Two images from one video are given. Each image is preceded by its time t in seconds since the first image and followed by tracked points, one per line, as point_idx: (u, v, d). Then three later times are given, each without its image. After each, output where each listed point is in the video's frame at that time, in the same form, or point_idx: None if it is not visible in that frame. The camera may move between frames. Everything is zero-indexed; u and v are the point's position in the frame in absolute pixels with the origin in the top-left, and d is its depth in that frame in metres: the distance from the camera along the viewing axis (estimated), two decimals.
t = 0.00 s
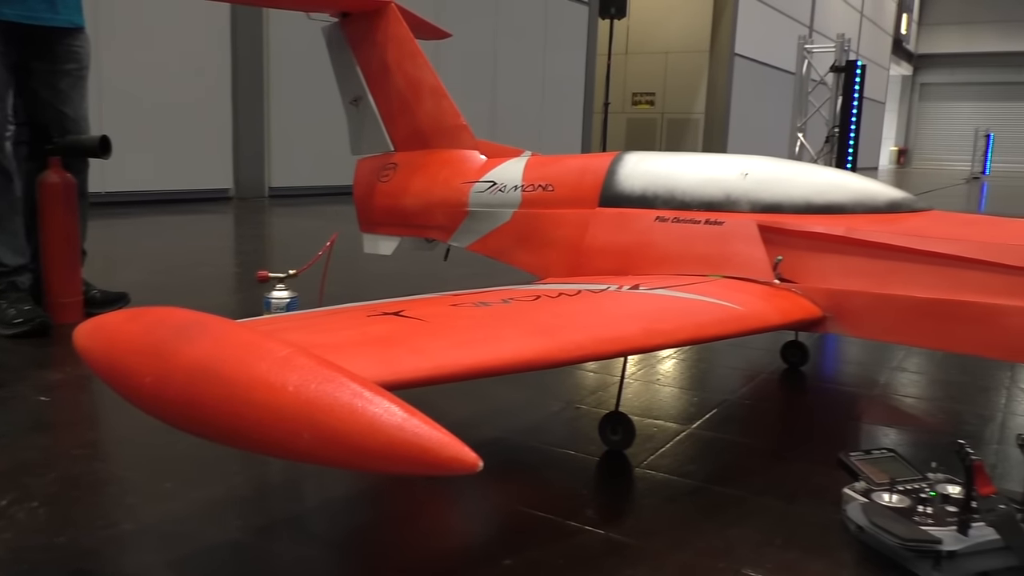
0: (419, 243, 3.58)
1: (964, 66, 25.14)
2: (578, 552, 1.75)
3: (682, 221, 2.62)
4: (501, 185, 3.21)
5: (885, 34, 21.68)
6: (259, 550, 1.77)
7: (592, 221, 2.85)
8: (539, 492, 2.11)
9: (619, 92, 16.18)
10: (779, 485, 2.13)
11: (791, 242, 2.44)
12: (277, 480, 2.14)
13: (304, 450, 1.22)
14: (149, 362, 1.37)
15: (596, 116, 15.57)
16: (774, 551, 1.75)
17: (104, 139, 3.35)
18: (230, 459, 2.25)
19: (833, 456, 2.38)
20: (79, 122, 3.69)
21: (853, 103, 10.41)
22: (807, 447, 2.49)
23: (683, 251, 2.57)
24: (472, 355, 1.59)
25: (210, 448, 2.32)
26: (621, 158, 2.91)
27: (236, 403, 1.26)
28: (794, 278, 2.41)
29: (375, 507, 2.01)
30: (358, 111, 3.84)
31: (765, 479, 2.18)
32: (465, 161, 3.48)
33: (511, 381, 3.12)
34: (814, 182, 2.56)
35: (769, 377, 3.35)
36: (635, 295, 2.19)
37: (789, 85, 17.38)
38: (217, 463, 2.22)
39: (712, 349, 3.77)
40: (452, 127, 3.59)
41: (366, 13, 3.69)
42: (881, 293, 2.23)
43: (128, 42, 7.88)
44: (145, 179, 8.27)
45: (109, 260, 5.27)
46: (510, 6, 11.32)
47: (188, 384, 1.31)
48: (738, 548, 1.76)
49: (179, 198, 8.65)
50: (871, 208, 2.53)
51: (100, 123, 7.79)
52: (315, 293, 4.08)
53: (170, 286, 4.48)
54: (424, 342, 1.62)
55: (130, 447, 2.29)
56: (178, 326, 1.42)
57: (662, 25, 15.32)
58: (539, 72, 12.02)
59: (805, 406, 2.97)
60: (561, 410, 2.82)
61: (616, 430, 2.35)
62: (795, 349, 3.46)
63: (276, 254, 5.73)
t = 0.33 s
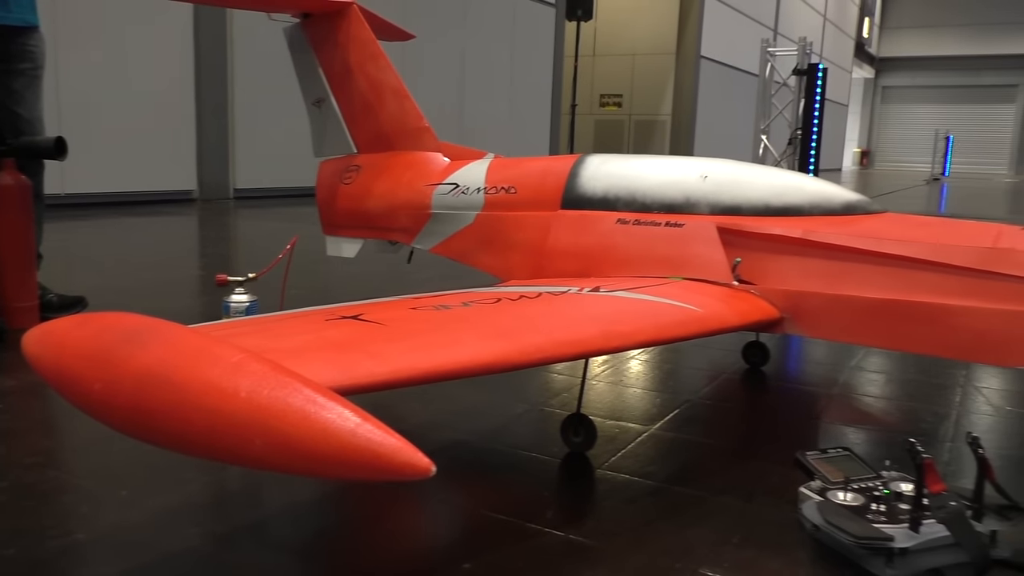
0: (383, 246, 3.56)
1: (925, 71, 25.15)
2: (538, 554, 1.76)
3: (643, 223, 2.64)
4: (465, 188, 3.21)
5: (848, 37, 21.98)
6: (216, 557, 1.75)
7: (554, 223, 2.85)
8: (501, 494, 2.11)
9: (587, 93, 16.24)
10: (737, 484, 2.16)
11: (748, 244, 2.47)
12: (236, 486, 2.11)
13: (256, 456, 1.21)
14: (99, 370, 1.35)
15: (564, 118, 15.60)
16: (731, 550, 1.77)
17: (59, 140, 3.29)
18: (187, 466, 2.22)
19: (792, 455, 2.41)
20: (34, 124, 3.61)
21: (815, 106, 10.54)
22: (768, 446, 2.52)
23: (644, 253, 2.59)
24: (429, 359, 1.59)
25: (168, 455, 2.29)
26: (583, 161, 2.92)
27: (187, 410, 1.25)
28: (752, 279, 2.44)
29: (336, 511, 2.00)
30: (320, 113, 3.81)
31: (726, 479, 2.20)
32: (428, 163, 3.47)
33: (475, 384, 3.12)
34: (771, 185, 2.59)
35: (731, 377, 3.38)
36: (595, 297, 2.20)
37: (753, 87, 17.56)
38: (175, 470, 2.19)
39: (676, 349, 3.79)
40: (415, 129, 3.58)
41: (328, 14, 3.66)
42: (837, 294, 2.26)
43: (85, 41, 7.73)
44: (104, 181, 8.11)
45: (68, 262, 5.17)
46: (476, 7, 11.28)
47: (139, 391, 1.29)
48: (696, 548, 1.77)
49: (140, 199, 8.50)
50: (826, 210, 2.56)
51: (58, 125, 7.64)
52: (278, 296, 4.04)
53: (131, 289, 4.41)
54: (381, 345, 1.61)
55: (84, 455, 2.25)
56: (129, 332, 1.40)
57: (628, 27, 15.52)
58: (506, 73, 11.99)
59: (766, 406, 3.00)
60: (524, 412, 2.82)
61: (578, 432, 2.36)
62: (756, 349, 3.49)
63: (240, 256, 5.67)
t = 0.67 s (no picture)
0: (342, 246, 3.54)
1: (881, 72, 25.17)
2: (494, 553, 1.76)
3: (600, 223, 2.66)
4: (423, 188, 3.20)
5: (808, 39, 22.22)
6: (165, 562, 1.72)
7: (513, 223, 2.86)
8: (458, 493, 2.12)
9: (552, 93, 16.29)
10: (692, 481, 2.18)
11: (703, 243, 2.49)
12: (189, 488, 2.09)
13: (202, 458, 1.19)
14: (41, 372, 1.32)
15: (529, 118, 15.65)
16: (685, 545, 1.79)
17: (6, 139, 3.22)
18: (139, 469, 2.19)
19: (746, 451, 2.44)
20: None
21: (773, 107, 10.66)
22: (724, 443, 2.55)
23: (602, 252, 2.61)
24: (381, 359, 1.58)
25: (119, 458, 2.25)
26: (542, 161, 2.93)
27: (132, 412, 1.23)
28: (707, 278, 2.46)
29: (292, 513, 1.98)
30: (278, 112, 3.77)
31: (681, 475, 2.22)
32: (387, 163, 3.45)
33: (435, 384, 3.11)
34: (727, 184, 2.61)
35: (689, 375, 3.42)
36: (551, 296, 2.21)
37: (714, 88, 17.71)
38: (126, 474, 2.15)
39: (636, 347, 3.82)
40: (374, 129, 3.55)
41: (285, 13, 3.63)
42: (789, 292, 2.29)
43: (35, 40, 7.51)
44: (56, 182, 7.92)
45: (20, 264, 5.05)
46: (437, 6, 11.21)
47: (83, 394, 1.27)
48: (649, 544, 1.79)
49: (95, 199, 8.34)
50: (779, 210, 2.59)
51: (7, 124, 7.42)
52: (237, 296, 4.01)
53: (86, 291, 4.33)
54: (334, 346, 1.60)
55: (32, 459, 2.20)
56: (73, 333, 1.37)
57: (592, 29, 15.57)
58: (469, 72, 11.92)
59: (724, 404, 3.04)
60: (484, 411, 2.82)
61: (535, 431, 2.37)
62: (713, 347, 3.54)
63: (199, 256, 5.58)
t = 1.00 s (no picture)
0: (298, 247, 3.51)
1: (839, 75, 25.25)
2: (446, 553, 1.76)
3: (555, 224, 2.67)
4: (380, 189, 3.19)
5: (769, 42, 22.20)
6: (112, 568, 1.69)
7: (469, 224, 2.86)
8: (413, 494, 2.11)
9: (514, 93, 15.43)
10: (645, 479, 2.20)
11: (656, 243, 2.51)
12: (138, 494, 2.05)
13: (142, 463, 1.18)
14: None
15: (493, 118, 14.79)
16: (636, 543, 1.81)
17: None
18: (86, 476, 2.14)
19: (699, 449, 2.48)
20: None
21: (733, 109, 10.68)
22: (678, 442, 2.58)
23: (557, 253, 2.63)
24: (331, 361, 1.57)
25: (64, 465, 2.19)
26: (498, 162, 2.93)
27: (70, 416, 1.20)
28: (660, 278, 2.48)
29: (245, 518, 1.95)
30: (233, 112, 3.72)
31: (634, 474, 2.25)
32: (344, 163, 3.43)
33: (391, 386, 3.10)
34: (679, 185, 2.63)
35: (646, 374, 3.46)
36: (505, 297, 2.21)
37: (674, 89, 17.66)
38: (72, 481, 2.10)
39: (595, 348, 3.85)
40: (330, 129, 3.53)
41: (239, 11, 3.59)
42: (739, 292, 2.32)
43: None
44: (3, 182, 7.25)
45: None
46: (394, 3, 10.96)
47: (20, 398, 1.24)
48: (601, 542, 1.81)
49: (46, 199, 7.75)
50: (729, 210, 2.60)
51: None
52: (190, 298, 3.92)
53: (31, 296, 4.17)
54: (282, 348, 1.59)
55: None
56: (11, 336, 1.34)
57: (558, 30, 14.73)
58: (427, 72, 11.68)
59: (681, 403, 3.07)
60: (441, 412, 2.81)
61: (490, 431, 2.37)
62: (669, 346, 3.58)
63: (147, 259, 5.42)
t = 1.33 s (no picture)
0: (250, 246, 3.47)
1: (799, 77, 25.26)
2: (393, 551, 1.77)
3: (508, 223, 2.68)
4: (333, 187, 3.17)
5: (729, 44, 22.18)
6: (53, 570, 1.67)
7: (423, 223, 2.86)
8: (363, 493, 2.11)
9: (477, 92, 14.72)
10: (595, 475, 2.23)
11: (607, 242, 2.53)
12: (81, 496, 2.01)
13: (75, 462, 1.17)
14: None
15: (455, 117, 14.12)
16: (582, 539, 1.82)
17: None
18: (27, 478, 2.10)
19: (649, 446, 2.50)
20: None
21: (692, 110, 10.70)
22: (627, 439, 2.61)
23: (509, 252, 2.64)
24: (276, 360, 1.57)
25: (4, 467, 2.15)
26: (452, 160, 2.94)
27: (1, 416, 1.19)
28: (611, 277, 2.50)
29: (191, 519, 1.93)
30: (184, 108, 3.66)
31: (583, 470, 2.27)
32: (297, 161, 3.41)
33: (345, 384, 3.09)
34: (629, 185, 2.64)
35: (599, 372, 3.49)
36: (456, 296, 2.22)
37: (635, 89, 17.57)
38: (12, 483, 2.06)
39: (551, 347, 3.87)
40: (283, 127, 3.49)
41: (191, 7, 3.54)
42: (688, 290, 2.34)
43: None
44: None
45: None
46: None
47: None
48: (548, 538, 1.82)
49: None
50: (679, 210, 2.61)
51: None
52: (140, 298, 3.85)
53: None
54: (226, 347, 1.58)
55: None
56: None
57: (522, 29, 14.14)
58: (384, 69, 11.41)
59: (634, 400, 3.11)
60: (393, 411, 2.81)
61: (443, 430, 2.37)
62: (623, 344, 3.62)
63: (93, 258, 5.27)
